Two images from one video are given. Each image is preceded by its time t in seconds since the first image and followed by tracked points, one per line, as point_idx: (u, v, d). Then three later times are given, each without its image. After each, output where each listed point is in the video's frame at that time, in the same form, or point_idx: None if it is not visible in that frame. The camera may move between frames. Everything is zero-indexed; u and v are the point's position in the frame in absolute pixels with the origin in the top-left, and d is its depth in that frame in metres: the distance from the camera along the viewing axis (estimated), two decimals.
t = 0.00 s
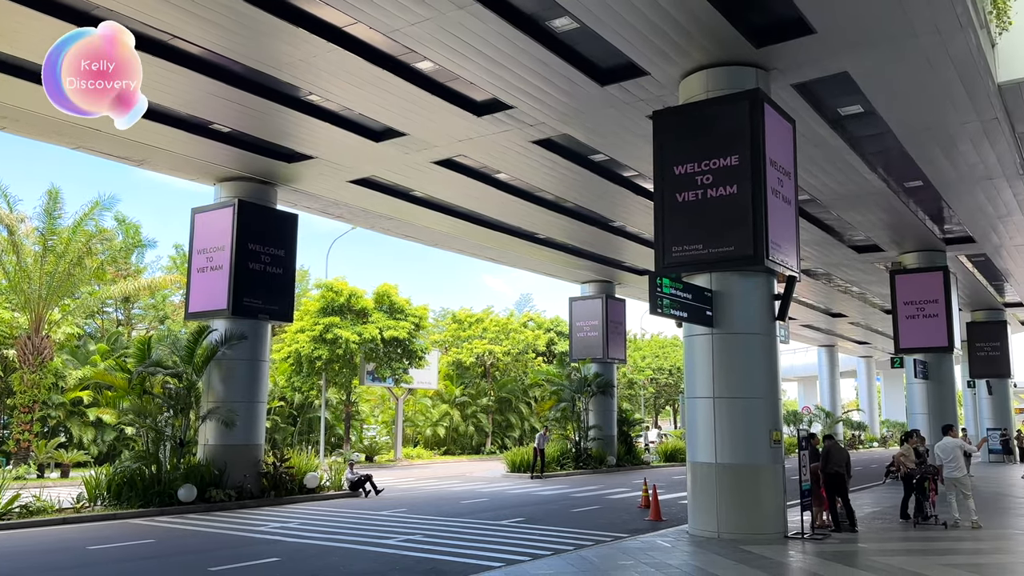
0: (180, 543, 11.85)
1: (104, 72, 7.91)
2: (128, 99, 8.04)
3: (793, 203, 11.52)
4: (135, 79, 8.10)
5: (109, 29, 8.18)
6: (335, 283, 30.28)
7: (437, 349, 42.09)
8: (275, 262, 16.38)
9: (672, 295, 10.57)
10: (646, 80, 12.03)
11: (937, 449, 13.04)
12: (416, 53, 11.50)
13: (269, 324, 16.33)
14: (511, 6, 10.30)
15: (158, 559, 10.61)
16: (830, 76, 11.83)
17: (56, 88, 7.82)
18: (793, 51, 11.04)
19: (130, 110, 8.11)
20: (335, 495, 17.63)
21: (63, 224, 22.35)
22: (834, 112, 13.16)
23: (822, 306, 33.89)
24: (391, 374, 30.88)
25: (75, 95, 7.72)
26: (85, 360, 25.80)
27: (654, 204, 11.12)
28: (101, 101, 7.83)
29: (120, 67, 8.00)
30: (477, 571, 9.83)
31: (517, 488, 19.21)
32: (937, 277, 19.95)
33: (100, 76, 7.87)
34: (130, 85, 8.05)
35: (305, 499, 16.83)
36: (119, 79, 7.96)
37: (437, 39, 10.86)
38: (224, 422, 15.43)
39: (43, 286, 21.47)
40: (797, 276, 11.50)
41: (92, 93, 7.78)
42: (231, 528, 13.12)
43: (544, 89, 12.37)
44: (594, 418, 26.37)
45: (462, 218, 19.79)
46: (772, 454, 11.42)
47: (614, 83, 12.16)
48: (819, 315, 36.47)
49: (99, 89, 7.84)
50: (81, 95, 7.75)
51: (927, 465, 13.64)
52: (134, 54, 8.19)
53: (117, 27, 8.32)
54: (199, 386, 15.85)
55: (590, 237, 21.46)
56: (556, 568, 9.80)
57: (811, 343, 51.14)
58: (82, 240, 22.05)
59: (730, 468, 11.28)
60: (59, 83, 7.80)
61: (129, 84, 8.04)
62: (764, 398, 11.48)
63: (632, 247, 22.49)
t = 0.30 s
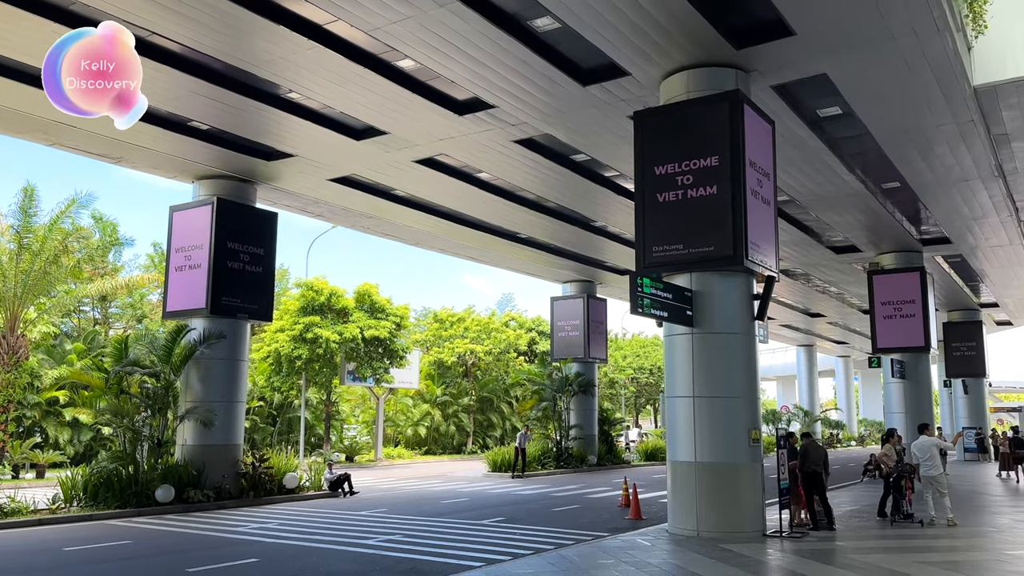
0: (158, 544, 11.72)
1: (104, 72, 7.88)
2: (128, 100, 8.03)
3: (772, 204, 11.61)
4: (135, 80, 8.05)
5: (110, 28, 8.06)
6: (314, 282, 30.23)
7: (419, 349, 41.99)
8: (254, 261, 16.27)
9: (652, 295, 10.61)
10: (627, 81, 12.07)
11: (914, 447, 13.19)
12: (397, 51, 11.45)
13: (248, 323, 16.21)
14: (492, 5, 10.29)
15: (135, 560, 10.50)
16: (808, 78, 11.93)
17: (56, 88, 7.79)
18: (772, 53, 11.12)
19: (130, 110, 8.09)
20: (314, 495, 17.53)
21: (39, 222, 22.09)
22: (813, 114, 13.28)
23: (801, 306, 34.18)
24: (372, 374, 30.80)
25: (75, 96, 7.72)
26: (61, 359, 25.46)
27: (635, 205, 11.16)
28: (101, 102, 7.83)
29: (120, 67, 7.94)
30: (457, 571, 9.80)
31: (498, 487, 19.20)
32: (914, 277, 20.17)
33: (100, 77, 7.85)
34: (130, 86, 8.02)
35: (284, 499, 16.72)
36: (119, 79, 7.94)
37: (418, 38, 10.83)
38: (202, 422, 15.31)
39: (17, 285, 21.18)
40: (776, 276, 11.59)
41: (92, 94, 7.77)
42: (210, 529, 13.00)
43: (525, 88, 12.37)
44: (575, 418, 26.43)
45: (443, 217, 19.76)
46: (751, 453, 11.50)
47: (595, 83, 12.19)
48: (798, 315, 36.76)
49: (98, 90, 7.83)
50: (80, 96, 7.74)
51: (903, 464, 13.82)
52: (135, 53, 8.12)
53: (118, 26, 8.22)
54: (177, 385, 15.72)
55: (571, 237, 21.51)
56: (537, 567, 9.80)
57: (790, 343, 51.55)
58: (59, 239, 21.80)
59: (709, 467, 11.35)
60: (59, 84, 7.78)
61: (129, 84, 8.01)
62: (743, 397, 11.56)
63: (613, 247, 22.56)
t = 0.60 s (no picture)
0: (134, 545, 11.59)
1: (104, 72, 7.84)
2: (127, 100, 8.00)
3: (751, 205, 11.69)
4: (135, 80, 8.02)
5: (110, 29, 8.04)
6: (295, 281, 30.13)
7: (400, 348, 41.93)
8: (232, 259, 16.16)
9: (633, 295, 10.66)
10: (608, 81, 12.10)
11: (890, 445, 13.34)
12: (377, 49, 11.41)
13: (226, 322, 16.09)
14: (473, 5, 10.28)
15: (110, 561, 10.39)
16: (787, 79, 12.03)
17: (56, 88, 7.76)
18: (751, 54, 11.20)
19: (130, 110, 8.06)
20: (293, 495, 17.43)
21: (14, 220, 21.79)
22: (792, 115, 13.38)
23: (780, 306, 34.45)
24: (352, 373, 30.71)
25: (75, 95, 7.69)
26: (36, 358, 25.11)
27: (616, 205, 11.20)
28: (101, 102, 7.80)
29: (120, 67, 7.90)
30: (438, 571, 9.78)
31: (478, 487, 19.19)
32: (891, 278, 20.39)
33: (100, 77, 7.82)
34: (130, 86, 7.99)
35: (263, 499, 16.59)
36: (119, 79, 7.90)
37: (398, 36, 10.79)
38: (180, 422, 15.17)
39: None
40: (755, 276, 11.67)
41: (92, 94, 7.75)
42: (188, 530, 12.88)
43: (506, 88, 12.37)
44: (556, 417, 26.49)
45: (424, 216, 19.71)
46: (730, 451, 11.58)
47: (577, 83, 12.21)
48: (776, 315, 37.07)
49: (98, 90, 7.80)
50: (80, 96, 7.71)
51: (879, 463, 13.99)
52: (135, 54, 8.07)
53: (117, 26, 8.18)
54: (154, 385, 15.55)
55: (553, 236, 21.54)
56: (517, 567, 9.80)
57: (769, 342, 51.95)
58: (34, 236, 21.52)
59: (689, 466, 11.41)
60: (59, 84, 7.75)
61: (129, 84, 7.98)
62: (722, 397, 11.64)
63: (594, 247, 22.62)
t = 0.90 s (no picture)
0: (111, 546, 11.47)
1: (104, 72, 7.65)
2: (128, 100, 7.83)
3: (731, 205, 11.76)
4: (135, 80, 7.84)
5: (110, 28, 7.83)
6: (273, 280, 29.97)
7: (380, 348, 41.81)
8: (210, 258, 16.02)
9: (613, 294, 10.69)
10: (589, 81, 12.13)
11: (867, 445, 13.41)
12: (358, 47, 11.36)
13: (204, 321, 15.96)
14: (454, 4, 10.26)
15: (86, 562, 10.27)
16: (767, 81, 12.11)
17: (55, 88, 7.61)
18: (731, 55, 11.27)
19: (130, 110, 7.89)
20: (272, 496, 17.31)
21: None
22: (771, 116, 13.48)
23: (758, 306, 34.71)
24: (332, 373, 30.56)
25: (75, 95, 7.53)
26: (10, 358, 24.71)
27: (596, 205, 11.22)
28: (101, 102, 7.63)
29: (121, 67, 7.72)
30: (417, 571, 9.74)
31: (459, 487, 19.17)
32: (868, 278, 20.61)
33: (100, 77, 7.64)
34: (130, 86, 7.81)
35: (241, 500, 16.45)
36: (119, 79, 7.72)
37: (379, 34, 10.75)
38: (157, 422, 15.01)
39: None
40: (734, 276, 11.74)
41: (92, 95, 7.58)
42: (166, 531, 12.76)
43: (488, 87, 12.37)
44: (537, 416, 26.53)
45: (404, 215, 19.65)
46: (709, 450, 11.64)
47: (558, 83, 12.22)
48: (755, 315, 37.35)
49: (98, 90, 7.63)
50: (80, 96, 7.56)
51: (856, 461, 14.12)
52: (135, 54, 7.87)
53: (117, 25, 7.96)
54: (131, 384, 15.40)
55: (533, 236, 21.57)
56: (497, 566, 9.79)
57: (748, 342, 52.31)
58: (8, 234, 21.22)
59: (668, 465, 11.47)
60: (59, 84, 7.60)
61: (129, 84, 7.80)
62: (701, 396, 11.71)
63: (575, 247, 22.66)
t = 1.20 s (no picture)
0: (85, 547, 11.32)
1: (104, 72, 7.63)
2: (128, 100, 7.79)
3: (710, 206, 11.83)
4: (135, 80, 7.81)
5: (110, 28, 7.82)
6: (252, 279, 29.75)
7: (360, 348, 41.69)
8: (188, 256, 15.88)
9: (593, 294, 10.73)
10: (569, 81, 12.15)
11: (843, 443, 13.54)
12: (338, 45, 11.30)
13: (181, 320, 15.81)
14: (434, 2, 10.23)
15: (61, 564, 10.16)
16: (746, 82, 12.20)
17: (56, 88, 7.58)
18: (710, 57, 11.35)
19: (130, 110, 7.86)
20: (249, 497, 17.19)
21: None
22: (749, 117, 13.57)
23: (737, 306, 34.92)
24: (311, 372, 30.39)
25: (75, 95, 7.50)
26: None
27: (577, 205, 11.25)
28: (101, 102, 7.60)
29: (121, 67, 7.70)
30: (396, 571, 9.71)
31: (438, 486, 19.16)
32: (845, 278, 20.82)
33: (100, 76, 7.61)
34: (130, 86, 7.78)
35: (218, 501, 16.33)
36: (119, 79, 7.68)
37: (359, 32, 10.70)
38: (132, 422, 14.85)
39: None
40: (712, 276, 11.81)
41: (92, 94, 7.55)
42: (142, 532, 12.63)
43: (468, 86, 12.36)
44: (517, 416, 26.58)
45: (384, 214, 19.59)
46: (688, 449, 11.72)
47: (539, 82, 12.23)
48: (733, 315, 37.63)
49: (98, 90, 7.60)
50: (81, 96, 7.52)
51: (833, 460, 14.23)
52: (135, 54, 7.85)
53: (117, 25, 7.96)
54: (106, 384, 15.24)
55: (514, 236, 21.58)
56: (476, 565, 9.80)
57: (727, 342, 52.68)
58: None
59: (647, 464, 11.52)
60: (59, 84, 7.57)
61: (129, 84, 7.76)
62: (680, 395, 11.78)
63: (556, 246, 22.69)
